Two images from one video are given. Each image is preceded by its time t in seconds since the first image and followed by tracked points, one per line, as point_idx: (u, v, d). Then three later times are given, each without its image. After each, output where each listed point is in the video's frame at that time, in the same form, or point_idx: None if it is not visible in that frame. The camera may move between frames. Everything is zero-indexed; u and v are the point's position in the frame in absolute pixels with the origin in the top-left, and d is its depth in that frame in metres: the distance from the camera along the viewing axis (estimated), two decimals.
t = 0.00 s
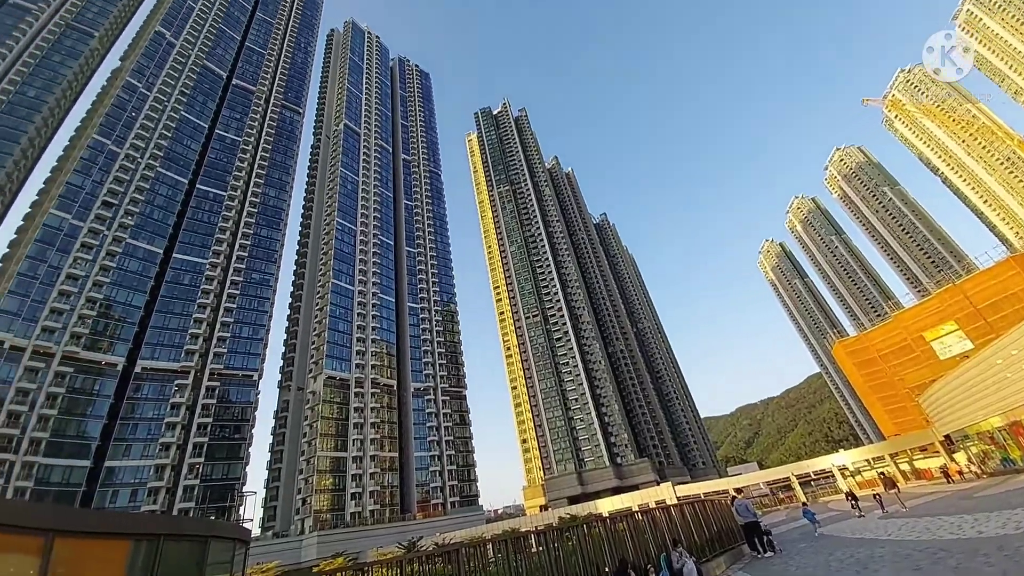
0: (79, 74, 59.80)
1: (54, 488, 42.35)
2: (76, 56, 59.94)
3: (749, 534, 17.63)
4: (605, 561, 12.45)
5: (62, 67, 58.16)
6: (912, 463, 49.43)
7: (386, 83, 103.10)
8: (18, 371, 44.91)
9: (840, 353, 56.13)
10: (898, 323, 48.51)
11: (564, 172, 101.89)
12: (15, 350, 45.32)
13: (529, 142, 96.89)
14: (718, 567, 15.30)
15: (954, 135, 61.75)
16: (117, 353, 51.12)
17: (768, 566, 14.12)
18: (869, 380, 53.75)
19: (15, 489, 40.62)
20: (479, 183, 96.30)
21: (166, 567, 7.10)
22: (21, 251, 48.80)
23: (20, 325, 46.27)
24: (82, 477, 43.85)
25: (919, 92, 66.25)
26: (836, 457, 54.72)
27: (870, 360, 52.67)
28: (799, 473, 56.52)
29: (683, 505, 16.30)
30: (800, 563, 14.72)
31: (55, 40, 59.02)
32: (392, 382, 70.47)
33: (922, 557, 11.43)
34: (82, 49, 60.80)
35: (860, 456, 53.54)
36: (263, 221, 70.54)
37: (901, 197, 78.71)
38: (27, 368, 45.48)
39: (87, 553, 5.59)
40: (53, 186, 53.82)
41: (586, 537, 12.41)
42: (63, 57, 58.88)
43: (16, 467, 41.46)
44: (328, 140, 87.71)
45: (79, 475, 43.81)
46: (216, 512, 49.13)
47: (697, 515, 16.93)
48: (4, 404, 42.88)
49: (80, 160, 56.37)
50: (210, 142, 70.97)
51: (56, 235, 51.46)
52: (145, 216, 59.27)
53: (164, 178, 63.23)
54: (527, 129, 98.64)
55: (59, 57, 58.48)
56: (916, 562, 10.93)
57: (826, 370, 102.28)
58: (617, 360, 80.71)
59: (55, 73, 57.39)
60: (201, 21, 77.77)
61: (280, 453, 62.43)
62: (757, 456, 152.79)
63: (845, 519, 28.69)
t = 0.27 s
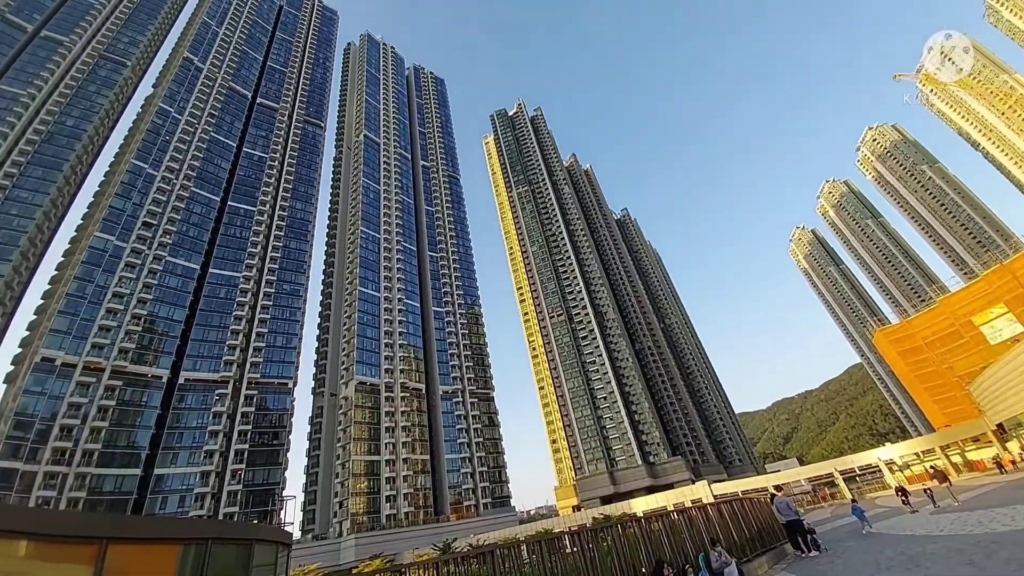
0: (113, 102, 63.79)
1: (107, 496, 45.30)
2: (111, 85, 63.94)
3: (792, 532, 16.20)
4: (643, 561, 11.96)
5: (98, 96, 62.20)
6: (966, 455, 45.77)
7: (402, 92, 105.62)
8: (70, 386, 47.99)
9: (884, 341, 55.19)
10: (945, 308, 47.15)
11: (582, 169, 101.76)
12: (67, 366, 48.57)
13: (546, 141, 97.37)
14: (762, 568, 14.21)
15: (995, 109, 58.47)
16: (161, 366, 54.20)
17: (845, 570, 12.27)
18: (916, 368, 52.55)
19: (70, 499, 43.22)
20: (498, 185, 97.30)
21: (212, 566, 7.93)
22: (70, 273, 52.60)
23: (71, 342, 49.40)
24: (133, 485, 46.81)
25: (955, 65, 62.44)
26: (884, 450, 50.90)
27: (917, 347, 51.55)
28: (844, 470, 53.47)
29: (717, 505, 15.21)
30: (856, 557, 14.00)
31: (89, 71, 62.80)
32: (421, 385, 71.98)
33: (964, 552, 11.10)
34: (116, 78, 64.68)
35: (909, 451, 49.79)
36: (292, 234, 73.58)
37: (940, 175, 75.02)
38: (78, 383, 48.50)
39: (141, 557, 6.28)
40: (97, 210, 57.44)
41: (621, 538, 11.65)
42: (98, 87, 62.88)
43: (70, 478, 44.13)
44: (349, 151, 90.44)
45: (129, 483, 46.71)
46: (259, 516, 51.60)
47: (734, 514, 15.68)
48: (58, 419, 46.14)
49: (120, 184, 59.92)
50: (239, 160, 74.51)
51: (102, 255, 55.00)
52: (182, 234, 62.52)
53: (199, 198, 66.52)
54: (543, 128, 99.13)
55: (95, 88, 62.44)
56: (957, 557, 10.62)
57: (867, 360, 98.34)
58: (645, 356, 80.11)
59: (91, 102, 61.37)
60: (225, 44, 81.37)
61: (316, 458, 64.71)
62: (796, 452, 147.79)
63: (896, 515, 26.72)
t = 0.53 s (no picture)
0: (144, 124, 68.03)
1: (148, 502, 47.83)
2: (141, 108, 68.14)
3: (830, 532, 14.98)
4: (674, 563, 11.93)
5: (129, 119, 66.42)
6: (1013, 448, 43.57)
7: (417, 101, 108.24)
8: (113, 397, 51.06)
9: (922, 333, 53.91)
10: (987, 296, 45.97)
11: (598, 168, 101.99)
12: (109, 378, 51.71)
13: (561, 142, 98.18)
14: (799, 570, 13.40)
15: None
16: (196, 376, 57.15)
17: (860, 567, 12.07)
18: (958, 361, 51.06)
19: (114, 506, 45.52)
20: (514, 189, 98.48)
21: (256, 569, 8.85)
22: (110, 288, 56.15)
23: (112, 355, 52.76)
24: (173, 491, 49.35)
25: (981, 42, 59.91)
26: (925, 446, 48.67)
27: (959, 338, 50.19)
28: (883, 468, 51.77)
29: (750, 503, 14.52)
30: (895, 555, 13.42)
31: (120, 96, 66.99)
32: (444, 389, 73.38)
33: (987, 550, 11.06)
34: (145, 102, 68.86)
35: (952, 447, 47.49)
36: (315, 244, 76.45)
37: (975, 158, 72.30)
38: (120, 395, 51.53)
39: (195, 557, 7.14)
40: (133, 228, 60.88)
41: (651, 540, 12.00)
42: (129, 110, 67.10)
43: (112, 485, 46.50)
44: (368, 161, 93.15)
45: (169, 490, 49.30)
46: (292, 519, 53.95)
47: (765, 514, 14.84)
48: (101, 429, 49.02)
49: (153, 204, 63.51)
50: (263, 175, 77.94)
51: (138, 272, 58.45)
52: (212, 248, 66.23)
53: (226, 213, 70.16)
54: (557, 130, 99.98)
55: (127, 111, 66.68)
56: (978, 555, 10.59)
57: (904, 353, 95.15)
58: (668, 354, 79.85)
59: (123, 125, 65.61)
60: (247, 63, 84.97)
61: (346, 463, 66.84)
62: (832, 450, 143.13)
63: (939, 513, 25.35)
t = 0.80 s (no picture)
0: (170, 141, 71.42)
1: (186, 505, 50.32)
2: (167, 126, 71.56)
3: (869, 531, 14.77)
4: (706, 562, 12.18)
5: (157, 137, 69.70)
6: None
7: (431, 105, 109.80)
8: (150, 405, 53.86)
9: (960, 321, 51.77)
10: None
11: (614, 164, 101.50)
12: (147, 387, 54.52)
13: (575, 140, 98.18)
14: (837, 569, 13.33)
15: None
16: (228, 382, 59.52)
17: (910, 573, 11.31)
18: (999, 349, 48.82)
19: (154, 510, 47.94)
20: (530, 188, 98.82)
21: (285, 567, 9.40)
22: (146, 300, 58.81)
23: (149, 364, 55.61)
24: (209, 494, 51.78)
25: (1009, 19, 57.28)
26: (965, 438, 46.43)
27: (1000, 326, 48.01)
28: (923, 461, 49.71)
29: (783, 501, 14.69)
30: (942, 552, 13.07)
31: (148, 115, 70.34)
32: (466, 390, 74.27)
33: None
34: (171, 120, 72.45)
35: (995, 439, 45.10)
36: (336, 251, 78.52)
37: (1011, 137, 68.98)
38: (156, 402, 54.21)
39: (217, 557, 7.65)
40: (165, 241, 64.06)
41: (681, 539, 12.30)
42: (157, 129, 70.50)
43: (152, 490, 49.04)
44: (384, 168, 95.07)
45: (206, 493, 51.77)
46: (323, 521, 55.49)
47: (801, 512, 14.90)
48: (140, 436, 51.63)
49: (182, 217, 66.14)
50: (285, 185, 80.63)
51: (170, 283, 61.18)
52: (239, 258, 68.76)
53: (251, 224, 72.75)
54: (571, 128, 100.03)
55: (154, 130, 70.08)
56: None
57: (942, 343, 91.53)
58: (692, 350, 78.99)
59: (151, 143, 69.02)
60: (266, 77, 87.82)
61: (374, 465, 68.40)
62: (867, 445, 138.30)
63: (983, 506, 24.38)
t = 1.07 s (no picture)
0: (198, 156, 74.20)
1: (226, 505, 52.69)
2: (195, 142, 74.33)
3: (911, 527, 14.39)
4: (740, 561, 11.88)
5: (186, 153, 72.55)
6: None
7: (446, 108, 110.96)
8: (188, 410, 56.18)
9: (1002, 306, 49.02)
10: None
11: (631, 157, 100.50)
12: (185, 393, 56.85)
13: (591, 136, 97.71)
14: (879, 567, 12.99)
15: None
16: (260, 387, 61.91)
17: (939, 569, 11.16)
18: None
19: (195, 510, 50.45)
20: (547, 186, 98.73)
21: (319, 566, 9.74)
22: (181, 310, 61.45)
23: (186, 371, 58.00)
24: (246, 495, 54.10)
25: None
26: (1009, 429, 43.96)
27: None
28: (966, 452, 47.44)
29: (820, 496, 14.32)
30: (980, 547, 12.75)
31: (177, 132, 73.36)
32: (490, 390, 74.99)
33: None
34: (198, 135, 75.04)
35: None
36: (359, 256, 80.53)
37: None
38: (195, 407, 56.52)
39: (254, 558, 7.91)
40: (197, 253, 66.56)
41: (715, 537, 12.09)
42: (185, 145, 73.27)
43: (193, 492, 51.48)
44: (402, 172, 96.67)
45: (243, 494, 54.14)
46: (355, 521, 56.97)
47: (841, 509, 14.51)
48: (180, 440, 54.18)
49: (212, 229, 68.84)
50: (307, 195, 83.09)
51: (203, 293, 63.67)
52: (267, 267, 71.26)
53: (277, 232, 75.24)
54: (586, 123, 99.61)
55: (183, 146, 72.84)
56: None
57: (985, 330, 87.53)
58: (718, 344, 77.69)
59: (181, 159, 71.88)
60: (285, 90, 90.38)
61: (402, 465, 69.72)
62: (909, 438, 132.69)
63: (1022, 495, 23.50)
